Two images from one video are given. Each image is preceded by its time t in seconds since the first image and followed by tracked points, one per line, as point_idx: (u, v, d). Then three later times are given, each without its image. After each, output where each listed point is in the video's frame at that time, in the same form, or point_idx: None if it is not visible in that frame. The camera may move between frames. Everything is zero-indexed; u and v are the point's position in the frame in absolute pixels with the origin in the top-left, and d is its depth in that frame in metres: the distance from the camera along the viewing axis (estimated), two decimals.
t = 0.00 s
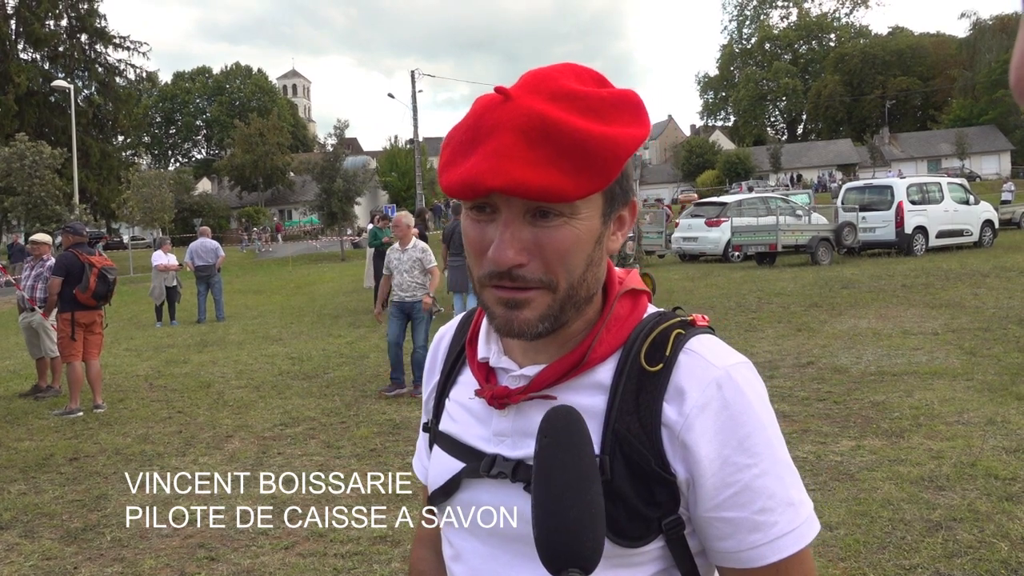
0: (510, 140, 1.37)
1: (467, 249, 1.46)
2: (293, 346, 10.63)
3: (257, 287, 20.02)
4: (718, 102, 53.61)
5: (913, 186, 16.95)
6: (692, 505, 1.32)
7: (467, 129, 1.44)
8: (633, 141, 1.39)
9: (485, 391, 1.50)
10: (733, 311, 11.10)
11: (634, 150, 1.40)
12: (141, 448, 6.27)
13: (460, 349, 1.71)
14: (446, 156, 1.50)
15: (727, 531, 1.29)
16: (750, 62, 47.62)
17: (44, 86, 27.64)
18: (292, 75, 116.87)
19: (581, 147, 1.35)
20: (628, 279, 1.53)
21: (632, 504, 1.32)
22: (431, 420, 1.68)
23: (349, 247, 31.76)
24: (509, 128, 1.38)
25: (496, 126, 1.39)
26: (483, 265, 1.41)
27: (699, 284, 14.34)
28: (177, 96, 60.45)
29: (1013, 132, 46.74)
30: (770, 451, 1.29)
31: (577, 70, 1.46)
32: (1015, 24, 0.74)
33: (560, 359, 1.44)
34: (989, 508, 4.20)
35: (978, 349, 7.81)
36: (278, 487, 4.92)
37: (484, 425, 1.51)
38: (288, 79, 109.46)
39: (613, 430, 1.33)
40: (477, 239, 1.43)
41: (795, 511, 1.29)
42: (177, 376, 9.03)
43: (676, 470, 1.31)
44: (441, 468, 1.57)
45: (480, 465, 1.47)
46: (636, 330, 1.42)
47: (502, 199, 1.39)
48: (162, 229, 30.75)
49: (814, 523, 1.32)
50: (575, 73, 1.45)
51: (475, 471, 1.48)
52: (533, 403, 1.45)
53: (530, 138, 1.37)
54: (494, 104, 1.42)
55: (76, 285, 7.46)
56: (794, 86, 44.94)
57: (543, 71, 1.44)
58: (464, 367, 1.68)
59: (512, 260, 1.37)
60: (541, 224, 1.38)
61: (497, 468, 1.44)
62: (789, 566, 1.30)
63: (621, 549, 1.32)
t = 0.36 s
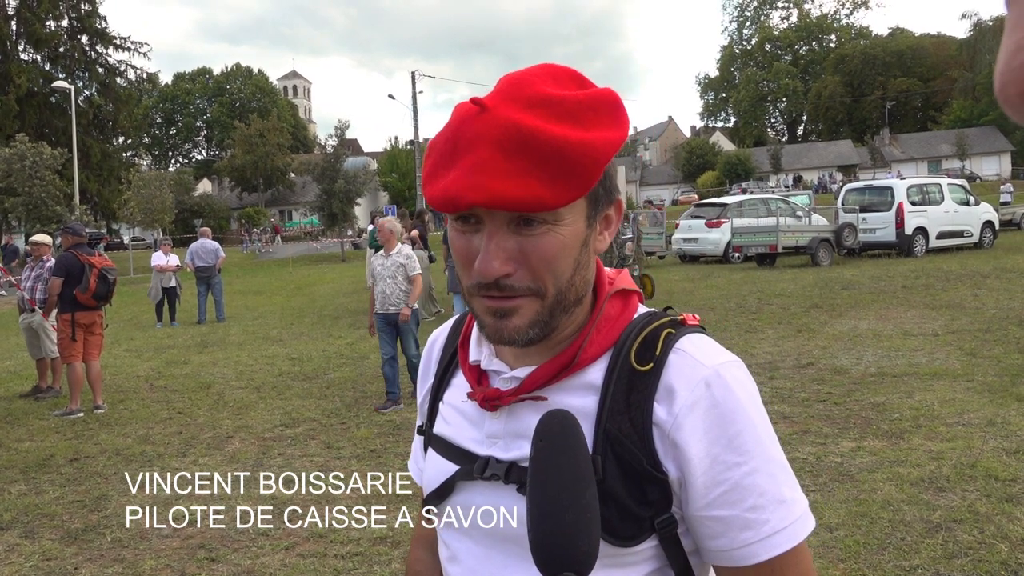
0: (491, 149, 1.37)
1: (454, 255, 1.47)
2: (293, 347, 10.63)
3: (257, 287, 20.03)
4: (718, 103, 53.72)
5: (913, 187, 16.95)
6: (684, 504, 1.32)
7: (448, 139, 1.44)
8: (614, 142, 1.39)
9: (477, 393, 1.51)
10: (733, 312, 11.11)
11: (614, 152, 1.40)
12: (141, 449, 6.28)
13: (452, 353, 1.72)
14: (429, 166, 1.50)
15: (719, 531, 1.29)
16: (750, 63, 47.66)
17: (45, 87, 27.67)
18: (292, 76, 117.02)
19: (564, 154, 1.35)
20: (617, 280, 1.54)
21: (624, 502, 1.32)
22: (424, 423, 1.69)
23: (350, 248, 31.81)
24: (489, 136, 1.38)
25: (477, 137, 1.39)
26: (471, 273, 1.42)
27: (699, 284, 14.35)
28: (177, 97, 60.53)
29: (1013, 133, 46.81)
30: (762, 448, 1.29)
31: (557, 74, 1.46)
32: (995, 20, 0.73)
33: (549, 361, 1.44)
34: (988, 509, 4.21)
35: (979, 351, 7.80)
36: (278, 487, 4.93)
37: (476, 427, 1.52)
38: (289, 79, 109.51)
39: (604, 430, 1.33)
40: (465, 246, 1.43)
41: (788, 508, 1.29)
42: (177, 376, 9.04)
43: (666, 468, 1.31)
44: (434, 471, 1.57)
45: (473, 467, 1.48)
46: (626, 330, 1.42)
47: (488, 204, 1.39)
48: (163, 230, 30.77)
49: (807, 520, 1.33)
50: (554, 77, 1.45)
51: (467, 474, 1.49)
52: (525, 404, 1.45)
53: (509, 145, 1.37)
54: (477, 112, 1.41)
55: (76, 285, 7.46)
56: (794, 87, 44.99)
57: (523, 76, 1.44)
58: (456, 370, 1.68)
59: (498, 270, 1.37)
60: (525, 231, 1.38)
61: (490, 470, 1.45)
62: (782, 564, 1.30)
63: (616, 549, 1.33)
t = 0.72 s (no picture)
0: (499, 151, 1.38)
1: (462, 255, 1.46)
2: (293, 348, 10.63)
3: (258, 288, 20.03)
4: (719, 105, 53.73)
5: (914, 188, 16.96)
6: (691, 503, 1.33)
7: (455, 140, 1.44)
8: (623, 144, 1.39)
9: (481, 394, 1.51)
10: (733, 313, 11.11)
11: (622, 154, 1.40)
12: (141, 450, 6.28)
13: (454, 354, 1.71)
14: (438, 168, 1.49)
15: (726, 529, 1.30)
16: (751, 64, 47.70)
17: (45, 88, 27.69)
18: (294, 76, 117.42)
19: (580, 156, 1.36)
20: (621, 281, 1.54)
21: (632, 502, 1.32)
22: (426, 424, 1.69)
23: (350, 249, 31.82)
24: (499, 138, 1.38)
25: (487, 137, 1.39)
26: (479, 273, 1.42)
27: (699, 286, 14.35)
28: (178, 98, 60.60)
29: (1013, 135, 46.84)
30: (766, 449, 1.30)
31: (564, 76, 1.46)
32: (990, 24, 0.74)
33: (556, 361, 1.44)
34: (989, 511, 4.21)
35: (979, 352, 7.80)
36: (278, 488, 4.94)
37: (479, 428, 1.52)
38: (290, 81, 109.64)
39: (611, 431, 1.33)
40: (473, 246, 1.43)
41: (792, 506, 1.30)
42: (177, 377, 9.05)
43: (675, 468, 1.31)
44: (436, 473, 1.57)
45: (478, 469, 1.48)
46: (632, 330, 1.43)
47: (498, 207, 1.39)
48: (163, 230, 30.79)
49: (812, 518, 1.33)
50: (561, 79, 1.46)
51: (472, 475, 1.49)
52: (530, 405, 1.46)
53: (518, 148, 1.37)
54: (492, 114, 1.40)
55: (77, 286, 7.46)
56: (794, 88, 45.02)
57: (531, 77, 1.44)
58: (458, 371, 1.68)
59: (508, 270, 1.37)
60: (535, 232, 1.39)
61: (495, 471, 1.44)
62: (786, 563, 1.31)
63: (621, 549, 1.33)
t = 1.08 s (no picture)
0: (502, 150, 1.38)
1: (462, 255, 1.46)
2: (292, 348, 10.62)
3: (257, 288, 20.04)
4: (719, 106, 53.75)
5: (913, 191, 16.97)
6: (687, 504, 1.33)
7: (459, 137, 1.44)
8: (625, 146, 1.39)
9: (477, 394, 1.51)
10: (733, 315, 11.12)
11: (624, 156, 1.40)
12: (140, 450, 6.27)
13: (451, 355, 1.71)
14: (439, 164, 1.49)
15: (722, 532, 1.30)
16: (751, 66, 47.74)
17: (45, 87, 27.66)
18: (294, 76, 117.29)
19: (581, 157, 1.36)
20: (617, 281, 1.54)
21: (628, 503, 1.32)
22: (423, 428, 1.69)
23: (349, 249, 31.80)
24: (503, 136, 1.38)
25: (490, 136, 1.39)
26: (479, 273, 1.42)
27: (699, 287, 14.36)
28: (178, 98, 60.61)
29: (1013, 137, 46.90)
30: (762, 450, 1.30)
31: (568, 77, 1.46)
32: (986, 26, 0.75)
33: (552, 361, 1.44)
34: (988, 512, 4.21)
35: (978, 354, 7.81)
36: (278, 488, 4.94)
37: (475, 429, 1.52)
38: (289, 82, 109.66)
39: (607, 433, 1.33)
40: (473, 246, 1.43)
41: (788, 508, 1.30)
42: (177, 377, 9.05)
43: (670, 470, 1.31)
44: (433, 475, 1.57)
45: (474, 470, 1.48)
46: (628, 331, 1.43)
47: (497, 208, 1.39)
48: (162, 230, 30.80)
49: (808, 520, 1.33)
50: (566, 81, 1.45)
51: (468, 476, 1.49)
52: (526, 405, 1.46)
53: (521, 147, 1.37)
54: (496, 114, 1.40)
55: (75, 285, 7.46)
56: (794, 90, 45.07)
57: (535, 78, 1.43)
58: (456, 372, 1.68)
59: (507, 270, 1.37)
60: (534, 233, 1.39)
61: (491, 472, 1.44)
62: (781, 566, 1.31)
63: (617, 550, 1.32)
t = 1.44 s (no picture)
0: (510, 146, 1.37)
1: (465, 252, 1.46)
2: (290, 348, 10.61)
3: (256, 288, 20.04)
4: (718, 106, 53.74)
5: (913, 192, 16.98)
6: (689, 506, 1.32)
7: (466, 133, 1.44)
8: (634, 150, 1.40)
9: (479, 394, 1.51)
10: (732, 315, 11.12)
11: (632, 160, 1.40)
12: (139, 449, 6.27)
13: (454, 356, 1.71)
14: (446, 159, 1.49)
15: (724, 534, 1.29)
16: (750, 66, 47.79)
17: (44, 87, 27.64)
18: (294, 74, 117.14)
19: (588, 156, 1.35)
20: (620, 281, 1.54)
21: (629, 504, 1.32)
22: (426, 427, 1.69)
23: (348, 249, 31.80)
24: (510, 135, 1.38)
25: (497, 132, 1.39)
26: (484, 270, 1.42)
27: (698, 288, 14.36)
28: (177, 98, 60.57)
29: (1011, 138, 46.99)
30: (766, 452, 1.30)
31: (576, 76, 1.46)
32: (983, 25, 0.75)
33: (553, 361, 1.44)
34: (987, 514, 4.21)
35: (977, 355, 7.81)
36: (277, 487, 4.94)
37: (477, 428, 1.52)
38: (289, 82, 109.65)
39: (608, 433, 1.33)
40: (479, 242, 1.43)
41: (790, 511, 1.30)
42: (175, 377, 9.03)
43: (672, 472, 1.31)
44: (436, 474, 1.57)
45: (476, 469, 1.47)
46: (630, 332, 1.43)
47: (503, 204, 1.39)
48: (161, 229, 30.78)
49: (811, 523, 1.32)
50: (576, 79, 1.45)
51: (470, 476, 1.48)
52: (528, 404, 1.46)
53: (530, 146, 1.37)
54: (499, 111, 1.40)
55: (72, 284, 7.43)
56: (793, 91, 45.09)
57: (543, 76, 1.43)
58: (458, 372, 1.68)
59: (515, 266, 1.37)
60: (541, 231, 1.39)
61: (493, 471, 1.44)
62: (782, 567, 1.30)
63: (619, 550, 1.32)
